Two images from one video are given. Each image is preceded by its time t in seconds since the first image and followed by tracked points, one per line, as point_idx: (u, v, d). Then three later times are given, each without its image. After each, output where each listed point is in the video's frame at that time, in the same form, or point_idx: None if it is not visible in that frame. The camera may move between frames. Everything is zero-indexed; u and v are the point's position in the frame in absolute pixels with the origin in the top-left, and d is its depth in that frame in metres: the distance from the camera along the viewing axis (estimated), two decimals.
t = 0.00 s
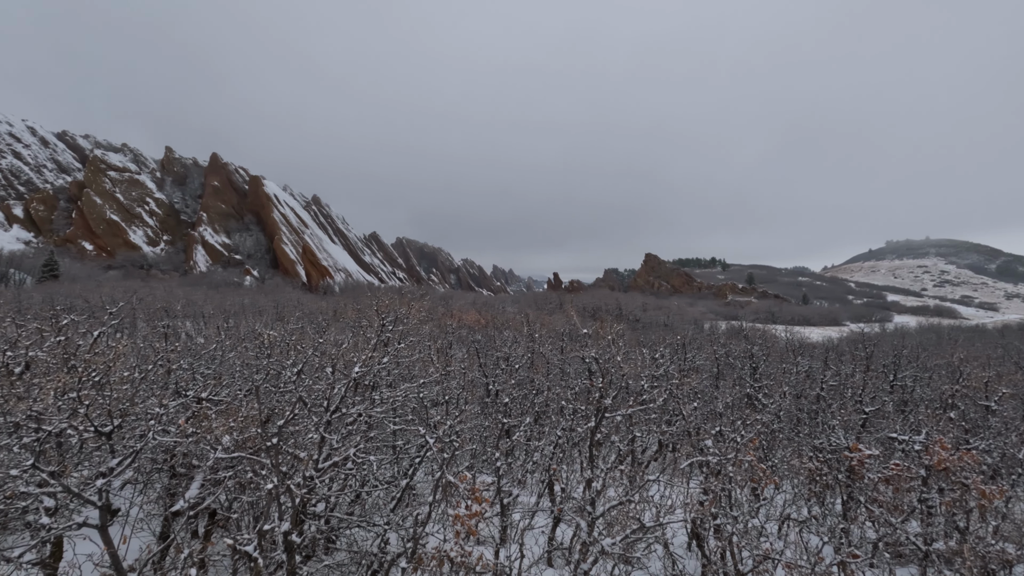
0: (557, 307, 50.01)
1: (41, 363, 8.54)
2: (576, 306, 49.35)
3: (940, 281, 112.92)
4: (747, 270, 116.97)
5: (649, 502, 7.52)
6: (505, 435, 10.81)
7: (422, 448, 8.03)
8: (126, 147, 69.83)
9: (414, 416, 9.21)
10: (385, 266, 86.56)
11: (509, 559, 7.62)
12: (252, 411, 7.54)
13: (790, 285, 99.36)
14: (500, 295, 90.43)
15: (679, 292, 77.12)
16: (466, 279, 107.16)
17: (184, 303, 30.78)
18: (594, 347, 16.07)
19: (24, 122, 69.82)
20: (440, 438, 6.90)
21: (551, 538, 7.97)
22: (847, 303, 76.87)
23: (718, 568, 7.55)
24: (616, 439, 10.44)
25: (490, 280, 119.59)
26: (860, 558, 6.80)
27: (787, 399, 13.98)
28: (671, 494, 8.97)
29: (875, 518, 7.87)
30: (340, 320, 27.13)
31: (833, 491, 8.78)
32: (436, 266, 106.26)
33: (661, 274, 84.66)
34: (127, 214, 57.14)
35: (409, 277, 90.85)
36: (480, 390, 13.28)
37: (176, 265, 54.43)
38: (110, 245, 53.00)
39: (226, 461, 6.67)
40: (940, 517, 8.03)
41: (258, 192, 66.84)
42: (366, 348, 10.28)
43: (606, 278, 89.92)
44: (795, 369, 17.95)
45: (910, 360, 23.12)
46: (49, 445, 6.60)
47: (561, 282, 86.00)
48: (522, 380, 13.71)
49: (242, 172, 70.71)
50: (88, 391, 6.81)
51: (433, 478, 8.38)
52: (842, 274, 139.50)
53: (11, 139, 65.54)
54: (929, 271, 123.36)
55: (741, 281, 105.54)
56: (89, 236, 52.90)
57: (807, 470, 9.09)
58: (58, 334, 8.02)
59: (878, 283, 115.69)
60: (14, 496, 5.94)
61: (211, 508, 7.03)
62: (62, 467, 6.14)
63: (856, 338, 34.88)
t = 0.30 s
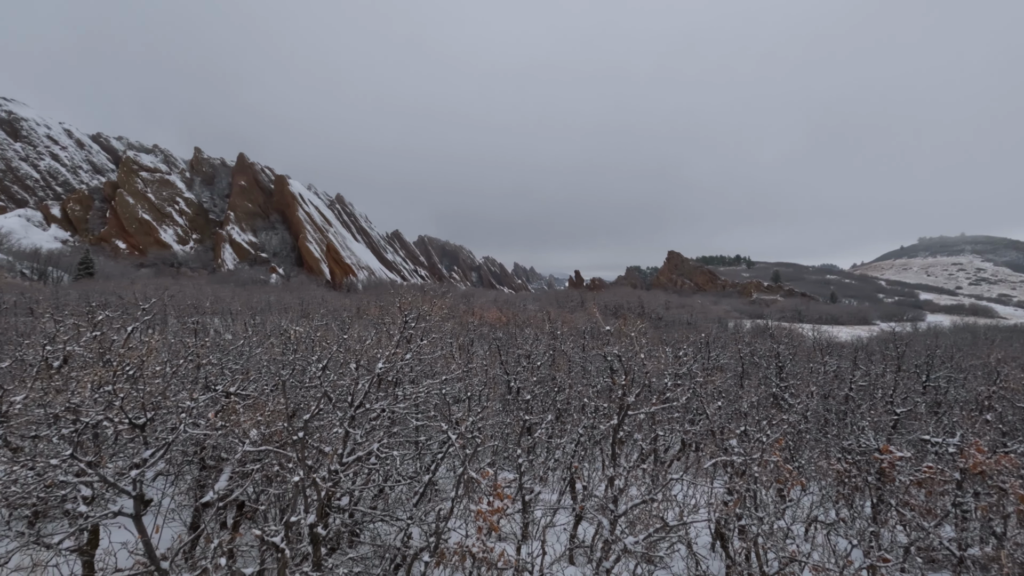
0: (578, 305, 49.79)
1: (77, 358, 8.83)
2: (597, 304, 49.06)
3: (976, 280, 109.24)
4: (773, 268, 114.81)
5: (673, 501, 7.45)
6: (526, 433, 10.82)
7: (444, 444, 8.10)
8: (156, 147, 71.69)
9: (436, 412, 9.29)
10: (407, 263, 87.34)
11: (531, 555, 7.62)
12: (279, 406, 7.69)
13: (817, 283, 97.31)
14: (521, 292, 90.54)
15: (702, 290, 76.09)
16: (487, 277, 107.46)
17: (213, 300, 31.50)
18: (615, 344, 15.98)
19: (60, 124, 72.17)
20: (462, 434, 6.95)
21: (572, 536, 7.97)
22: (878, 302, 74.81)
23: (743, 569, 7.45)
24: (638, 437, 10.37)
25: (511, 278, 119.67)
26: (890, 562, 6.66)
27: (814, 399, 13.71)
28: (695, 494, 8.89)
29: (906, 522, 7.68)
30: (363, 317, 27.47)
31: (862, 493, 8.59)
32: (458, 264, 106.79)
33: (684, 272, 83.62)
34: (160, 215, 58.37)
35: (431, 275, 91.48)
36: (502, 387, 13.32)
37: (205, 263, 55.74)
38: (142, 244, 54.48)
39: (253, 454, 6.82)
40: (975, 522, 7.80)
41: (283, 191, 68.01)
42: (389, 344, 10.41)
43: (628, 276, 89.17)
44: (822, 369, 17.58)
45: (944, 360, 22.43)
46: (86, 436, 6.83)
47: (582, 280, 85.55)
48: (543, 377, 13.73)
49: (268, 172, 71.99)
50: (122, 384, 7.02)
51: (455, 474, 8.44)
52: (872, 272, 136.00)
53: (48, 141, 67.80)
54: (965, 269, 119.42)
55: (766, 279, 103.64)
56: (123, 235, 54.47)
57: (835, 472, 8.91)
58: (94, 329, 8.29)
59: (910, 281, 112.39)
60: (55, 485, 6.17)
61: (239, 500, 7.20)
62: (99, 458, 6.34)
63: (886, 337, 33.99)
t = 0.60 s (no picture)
0: (604, 303, 49.48)
1: (117, 352, 9.17)
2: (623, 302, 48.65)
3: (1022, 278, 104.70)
4: (805, 265, 112.11)
5: (700, 501, 7.36)
6: (551, 431, 10.83)
7: (469, 441, 8.16)
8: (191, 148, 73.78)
9: (461, 409, 9.35)
10: (432, 261, 88.04)
11: (556, 552, 7.63)
12: (309, 401, 7.86)
13: (851, 281, 94.68)
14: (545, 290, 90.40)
15: (731, 288, 74.79)
16: (512, 275, 107.60)
17: (245, 297, 32.34)
18: (641, 343, 15.85)
19: (101, 127, 74.85)
20: (487, 431, 7.00)
21: (597, 534, 7.95)
22: (915, 301, 72.36)
23: (772, 571, 7.33)
24: (664, 437, 10.28)
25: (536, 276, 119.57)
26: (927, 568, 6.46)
27: (847, 400, 13.36)
28: (722, 495, 8.77)
29: (945, 528, 7.44)
30: (389, 314, 27.85)
31: (897, 497, 8.35)
32: (482, 262, 107.19)
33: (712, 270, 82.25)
34: (193, 213, 60.16)
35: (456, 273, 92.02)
36: (526, 385, 13.36)
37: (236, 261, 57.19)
38: (177, 242, 56.11)
39: (284, 447, 6.98)
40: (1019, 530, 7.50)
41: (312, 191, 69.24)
42: (415, 342, 10.51)
43: (654, 274, 88.16)
44: (856, 369, 17.12)
45: (986, 362, 21.59)
46: (126, 427, 7.08)
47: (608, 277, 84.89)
48: (568, 375, 13.72)
49: (297, 172, 73.38)
50: (161, 378, 7.26)
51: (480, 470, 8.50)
52: (909, 270, 131.64)
53: (90, 143, 70.38)
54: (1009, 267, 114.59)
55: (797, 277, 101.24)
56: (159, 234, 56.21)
57: (869, 475, 8.68)
58: (133, 324, 8.59)
59: (950, 280, 108.38)
60: (97, 474, 6.42)
61: (270, 492, 7.39)
62: (138, 448, 6.57)
63: (924, 338, 32.92)
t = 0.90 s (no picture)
0: (633, 301, 48.93)
1: (161, 347, 9.53)
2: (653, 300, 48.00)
3: None
4: (843, 264, 108.62)
5: (734, 503, 7.24)
6: (580, 429, 10.82)
7: (499, 438, 8.21)
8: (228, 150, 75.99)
9: (490, 407, 9.47)
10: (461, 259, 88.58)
11: (585, 551, 7.63)
12: (344, 396, 8.05)
13: (892, 279, 91.39)
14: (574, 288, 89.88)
15: (765, 287, 73.07)
16: (540, 273, 107.44)
17: (279, 294, 33.12)
18: (671, 341, 15.67)
19: (144, 130, 77.73)
20: (517, 428, 7.04)
21: (627, 534, 7.92)
22: (962, 301, 69.34)
23: None
24: (696, 437, 10.18)
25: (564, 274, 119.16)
26: None
27: (888, 402, 12.93)
28: (756, 497, 8.61)
29: (994, 538, 7.14)
30: (418, 311, 28.15)
31: (942, 505, 8.07)
32: (511, 259, 107.32)
33: (745, 268, 80.46)
34: (230, 213, 61.95)
35: (484, 270, 92.40)
36: (555, 382, 13.40)
37: (271, 259, 58.65)
38: (215, 241, 57.85)
39: (318, 441, 7.19)
40: None
41: (344, 190, 70.46)
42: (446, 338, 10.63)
43: (685, 271, 86.77)
44: (897, 371, 16.53)
45: None
46: (169, 419, 7.34)
47: (637, 275, 83.89)
48: (598, 373, 13.68)
49: (330, 172, 74.75)
50: (203, 371, 7.53)
51: (509, 468, 8.57)
52: (955, 268, 126.21)
53: (134, 146, 73.18)
54: None
55: (834, 275, 98.18)
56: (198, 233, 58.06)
57: (912, 481, 8.41)
58: (175, 320, 8.89)
59: (1000, 278, 103.48)
60: (143, 464, 6.68)
61: (306, 485, 7.61)
62: (182, 438, 6.84)
63: (971, 339, 31.52)
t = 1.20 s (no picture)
0: (668, 300, 48.19)
1: (208, 342, 9.90)
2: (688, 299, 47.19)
3: None
4: (890, 262, 104.37)
5: (775, 507, 7.08)
6: (615, 428, 10.75)
7: (533, 436, 8.25)
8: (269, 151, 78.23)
9: (525, 405, 9.52)
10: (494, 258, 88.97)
11: (622, 552, 7.60)
12: (382, 392, 8.22)
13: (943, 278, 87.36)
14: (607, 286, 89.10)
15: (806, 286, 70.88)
16: (573, 271, 106.92)
17: (317, 292, 33.95)
18: (708, 341, 15.41)
19: (190, 133, 80.75)
20: (553, 427, 7.07)
21: (664, 536, 7.84)
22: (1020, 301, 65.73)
23: None
24: (735, 439, 9.99)
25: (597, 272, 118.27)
26: None
27: (939, 407, 12.40)
28: (798, 502, 8.40)
29: None
30: (452, 309, 28.47)
31: (999, 515, 7.70)
32: (543, 258, 107.12)
33: (784, 266, 78.22)
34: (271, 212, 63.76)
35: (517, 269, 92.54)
36: (589, 381, 13.35)
37: (310, 258, 60.12)
38: (256, 240, 59.65)
39: (358, 436, 7.38)
40: None
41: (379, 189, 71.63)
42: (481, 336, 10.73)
43: (721, 270, 84.92)
44: (949, 375, 15.81)
45: None
46: (216, 412, 7.63)
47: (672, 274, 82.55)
48: (633, 373, 13.56)
49: (366, 172, 76.08)
50: (248, 365, 7.80)
51: (543, 466, 8.59)
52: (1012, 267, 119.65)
53: (180, 148, 76.11)
54: None
55: (880, 274, 94.45)
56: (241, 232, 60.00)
57: (965, 489, 8.05)
58: (221, 316, 9.20)
59: None
60: (193, 454, 6.96)
61: (346, 478, 7.82)
62: (230, 430, 7.11)
63: None
